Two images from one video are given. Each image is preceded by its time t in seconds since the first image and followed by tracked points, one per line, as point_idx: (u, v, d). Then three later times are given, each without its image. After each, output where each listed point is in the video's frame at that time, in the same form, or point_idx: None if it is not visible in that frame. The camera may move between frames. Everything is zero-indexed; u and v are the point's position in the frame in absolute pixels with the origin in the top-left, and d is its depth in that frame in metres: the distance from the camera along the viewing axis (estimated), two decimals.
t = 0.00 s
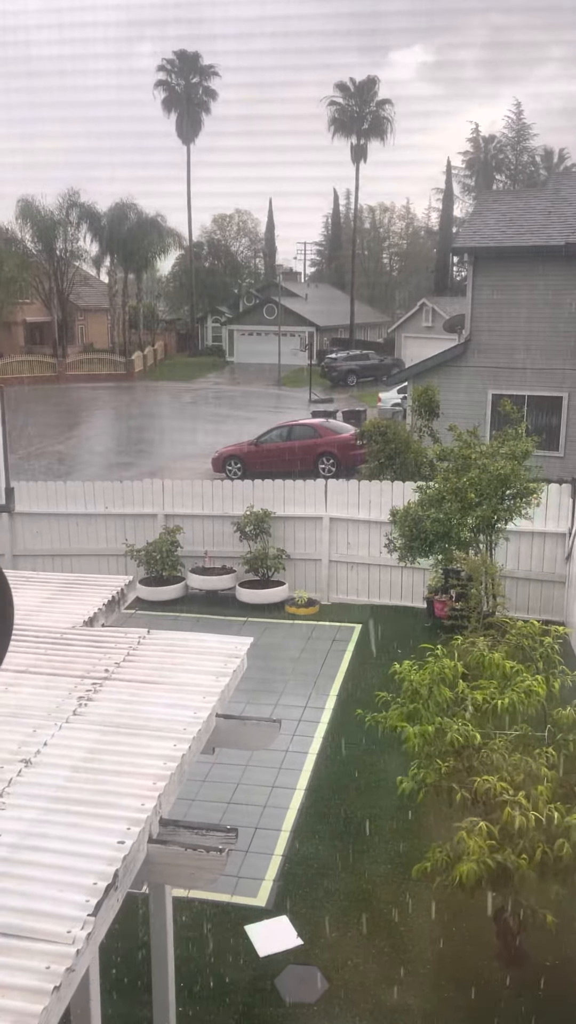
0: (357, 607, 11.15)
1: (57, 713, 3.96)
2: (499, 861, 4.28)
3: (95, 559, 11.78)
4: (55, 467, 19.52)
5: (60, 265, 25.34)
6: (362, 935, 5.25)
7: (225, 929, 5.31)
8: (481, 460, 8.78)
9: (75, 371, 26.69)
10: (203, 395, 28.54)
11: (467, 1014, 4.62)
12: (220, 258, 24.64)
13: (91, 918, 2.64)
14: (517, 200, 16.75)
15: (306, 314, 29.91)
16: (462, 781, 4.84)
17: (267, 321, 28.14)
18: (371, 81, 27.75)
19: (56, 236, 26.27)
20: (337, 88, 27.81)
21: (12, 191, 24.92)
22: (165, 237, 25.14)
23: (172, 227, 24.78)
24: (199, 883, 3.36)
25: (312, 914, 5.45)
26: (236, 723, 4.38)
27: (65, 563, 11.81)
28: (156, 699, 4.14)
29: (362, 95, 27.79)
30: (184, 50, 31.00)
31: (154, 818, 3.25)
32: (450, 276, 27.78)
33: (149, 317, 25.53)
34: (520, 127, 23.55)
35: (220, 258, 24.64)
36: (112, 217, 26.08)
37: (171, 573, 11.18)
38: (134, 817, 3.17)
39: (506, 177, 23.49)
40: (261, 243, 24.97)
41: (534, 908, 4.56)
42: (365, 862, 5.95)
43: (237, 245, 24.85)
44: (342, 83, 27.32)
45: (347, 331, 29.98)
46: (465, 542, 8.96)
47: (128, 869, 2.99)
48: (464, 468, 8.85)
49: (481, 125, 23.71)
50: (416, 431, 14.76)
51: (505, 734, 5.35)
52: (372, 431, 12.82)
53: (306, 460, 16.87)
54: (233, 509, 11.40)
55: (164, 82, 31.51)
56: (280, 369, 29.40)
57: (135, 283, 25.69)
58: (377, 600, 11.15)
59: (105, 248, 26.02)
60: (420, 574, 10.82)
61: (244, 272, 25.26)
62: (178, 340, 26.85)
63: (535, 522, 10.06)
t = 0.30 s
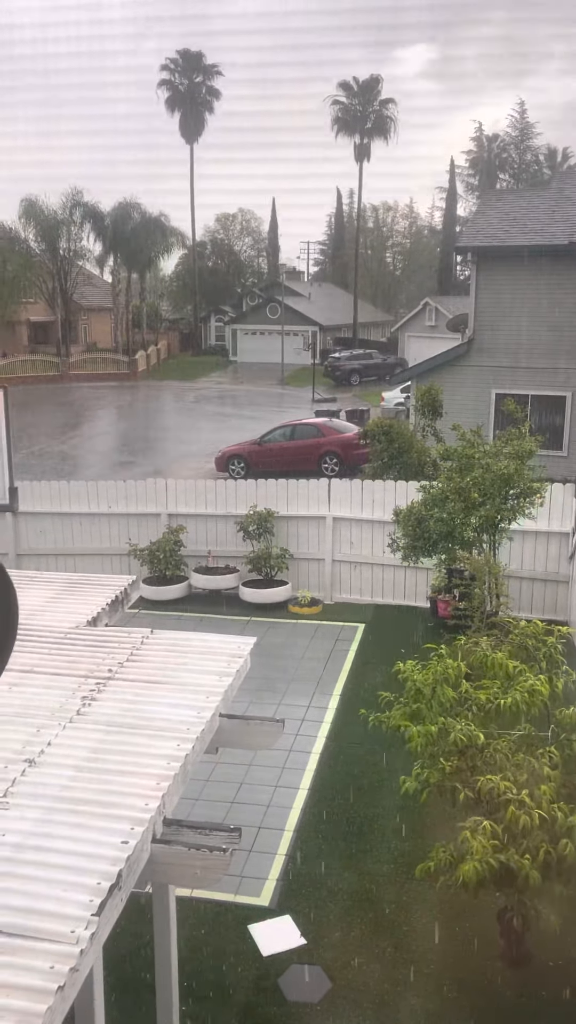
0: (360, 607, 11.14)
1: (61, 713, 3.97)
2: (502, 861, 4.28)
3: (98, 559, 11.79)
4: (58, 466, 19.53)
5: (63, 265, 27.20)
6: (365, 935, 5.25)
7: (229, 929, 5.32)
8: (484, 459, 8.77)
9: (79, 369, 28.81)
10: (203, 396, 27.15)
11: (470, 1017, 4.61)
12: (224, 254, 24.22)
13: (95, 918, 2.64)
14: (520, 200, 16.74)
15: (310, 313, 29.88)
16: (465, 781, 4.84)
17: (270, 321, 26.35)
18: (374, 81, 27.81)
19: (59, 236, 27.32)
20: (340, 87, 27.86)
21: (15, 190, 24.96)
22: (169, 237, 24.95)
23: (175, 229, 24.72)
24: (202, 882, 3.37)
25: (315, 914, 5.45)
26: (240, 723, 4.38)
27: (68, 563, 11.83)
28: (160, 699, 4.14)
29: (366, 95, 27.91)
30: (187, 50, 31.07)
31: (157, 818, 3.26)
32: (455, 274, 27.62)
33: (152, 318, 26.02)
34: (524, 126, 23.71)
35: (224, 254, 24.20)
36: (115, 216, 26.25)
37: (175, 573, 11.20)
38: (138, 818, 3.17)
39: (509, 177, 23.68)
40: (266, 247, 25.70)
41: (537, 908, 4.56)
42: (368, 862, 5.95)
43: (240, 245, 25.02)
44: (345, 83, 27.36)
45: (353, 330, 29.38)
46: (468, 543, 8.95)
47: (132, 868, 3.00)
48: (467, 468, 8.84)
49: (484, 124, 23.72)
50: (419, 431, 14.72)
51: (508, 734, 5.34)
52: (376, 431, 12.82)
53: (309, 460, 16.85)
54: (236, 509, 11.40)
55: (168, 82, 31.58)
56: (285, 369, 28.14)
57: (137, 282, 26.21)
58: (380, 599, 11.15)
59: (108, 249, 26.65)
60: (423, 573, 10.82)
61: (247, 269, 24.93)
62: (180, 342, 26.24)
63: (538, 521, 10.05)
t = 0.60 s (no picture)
0: (361, 605, 11.15)
1: (62, 712, 3.97)
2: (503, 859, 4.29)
3: (100, 557, 11.79)
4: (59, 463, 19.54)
5: (64, 263, 26.00)
6: (366, 932, 5.26)
7: (231, 927, 5.32)
8: (485, 457, 8.79)
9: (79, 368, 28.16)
10: (206, 392, 26.34)
11: (471, 1014, 4.62)
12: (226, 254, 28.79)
13: (97, 916, 2.66)
14: (521, 197, 16.77)
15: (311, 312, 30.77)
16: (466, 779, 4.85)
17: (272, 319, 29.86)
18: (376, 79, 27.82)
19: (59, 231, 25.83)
20: (342, 85, 27.88)
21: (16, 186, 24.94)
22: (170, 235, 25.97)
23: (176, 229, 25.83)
24: (204, 881, 3.37)
25: (316, 912, 5.45)
26: (240, 720, 4.39)
27: (70, 560, 11.84)
28: (161, 698, 4.15)
29: (367, 91, 27.87)
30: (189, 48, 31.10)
31: (159, 817, 3.27)
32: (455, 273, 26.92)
33: (154, 315, 26.97)
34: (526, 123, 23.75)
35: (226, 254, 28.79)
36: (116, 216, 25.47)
37: (175, 571, 11.30)
38: (139, 816, 3.18)
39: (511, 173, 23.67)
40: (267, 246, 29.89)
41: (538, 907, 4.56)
42: (369, 860, 5.95)
43: (241, 241, 29.33)
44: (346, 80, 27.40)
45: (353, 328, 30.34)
46: (470, 540, 8.94)
47: (134, 865, 3.02)
48: (468, 466, 8.85)
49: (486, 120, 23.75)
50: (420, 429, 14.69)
51: (508, 732, 5.35)
52: (377, 429, 12.81)
53: (310, 457, 16.87)
54: (237, 506, 11.41)
55: (169, 80, 31.61)
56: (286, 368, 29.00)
57: (138, 281, 25.89)
58: (381, 597, 11.16)
59: (109, 245, 25.45)
60: (424, 571, 10.83)
61: (249, 268, 29.31)
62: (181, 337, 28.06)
63: (539, 520, 10.05)
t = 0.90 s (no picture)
0: (361, 598, 11.16)
1: (62, 705, 3.98)
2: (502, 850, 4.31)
3: (99, 550, 11.79)
4: (59, 457, 19.54)
5: (64, 256, 26.99)
6: (365, 922, 5.30)
7: (231, 918, 5.35)
8: (485, 450, 8.81)
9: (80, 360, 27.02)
10: (205, 387, 26.17)
11: (471, 1004, 4.65)
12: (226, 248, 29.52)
13: (97, 907, 2.67)
14: (521, 190, 16.75)
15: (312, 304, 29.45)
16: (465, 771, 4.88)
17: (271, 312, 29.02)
18: (376, 70, 27.65)
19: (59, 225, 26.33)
20: (342, 76, 27.76)
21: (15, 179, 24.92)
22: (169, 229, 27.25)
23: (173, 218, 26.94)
24: (204, 872, 3.38)
25: (316, 904, 5.48)
26: (240, 713, 4.40)
27: (70, 554, 11.84)
28: (161, 690, 4.17)
29: (367, 84, 27.81)
30: (188, 39, 30.96)
31: (159, 808, 3.28)
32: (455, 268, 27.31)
33: (151, 303, 28.64)
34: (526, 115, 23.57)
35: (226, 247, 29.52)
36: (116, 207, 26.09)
37: (175, 564, 11.31)
38: (139, 807, 3.19)
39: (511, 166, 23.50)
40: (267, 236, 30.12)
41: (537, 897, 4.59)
42: (369, 851, 5.98)
43: (241, 234, 29.85)
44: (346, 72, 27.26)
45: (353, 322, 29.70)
46: (469, 534, 8.93)
47: (134, 857, 3.03)
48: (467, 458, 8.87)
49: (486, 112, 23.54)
50: (421, 423, 14.73)
51: (507, 723, 5.36)
52: (376, 423, 12.82)
53: (310, 451, 16.85)
54: (237, 500, 11.42)
55: (168, 72, 31.51)
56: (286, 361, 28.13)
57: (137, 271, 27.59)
58: (380, 590, 11.16)
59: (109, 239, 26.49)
60: (424, 564, 10.83)
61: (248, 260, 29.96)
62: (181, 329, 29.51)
63: (539, 512, 10.06)
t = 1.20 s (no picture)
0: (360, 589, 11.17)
1: (64, 696, 3.99)
2: (502, 838, 4.34)
3: (99, 542, 11.80)
4: (58, 448, 19.55)
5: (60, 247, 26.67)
6: (367, 910, 5.33)
7: (233, 907, 5.38)
8: (484, 440, 8.79)
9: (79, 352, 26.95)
10: (201, 378, 26.11)
11: (471, 992, 4.68)
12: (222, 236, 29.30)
13: (101, 896, 2.68)
14: (520, 178, 16.72)
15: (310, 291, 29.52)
16: (465, 760, 4.91)
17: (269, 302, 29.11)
18: (373, 58, 27.46)
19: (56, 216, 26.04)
20: (339, 64, 27.59)
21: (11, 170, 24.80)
22: (167, 220, 26.97)
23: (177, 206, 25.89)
24: (207, 862, 3.38)
25: (317, 893, 5.50)
26: (241, 704, 4.40)
27: (69, 546, 11.84)
28: (162, 681, 4.18)
29: (365, 72, 27.58)
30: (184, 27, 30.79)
31: (161, 798, 3.29)
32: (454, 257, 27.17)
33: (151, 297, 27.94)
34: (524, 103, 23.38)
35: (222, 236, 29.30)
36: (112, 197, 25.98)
37: (175, 556, 11.31)
38: (141, 798, 3.20)
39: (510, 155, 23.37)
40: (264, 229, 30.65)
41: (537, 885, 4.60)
42: (370, 841, 6.00)
43: (239, 226, 30.18)
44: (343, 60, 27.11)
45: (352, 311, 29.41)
46: (468, 524, 8.94)
47: (137, 847, 3.04)
48: (467, 448, 8.86)
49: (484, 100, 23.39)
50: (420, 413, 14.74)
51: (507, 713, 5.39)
52: (375, 414, 12.81)
53: (308, 441, 16.84)
54: (236, 491, 11.40)
55: (165, 60, 31.36)
56: (284, 348, 28.30)
57: (135, 263, 27.37)
58: (380, 581, 11.17)
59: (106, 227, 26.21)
60: (423, 555, 10.85)
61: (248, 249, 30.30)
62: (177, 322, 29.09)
63: (538, 502, 10.05)
